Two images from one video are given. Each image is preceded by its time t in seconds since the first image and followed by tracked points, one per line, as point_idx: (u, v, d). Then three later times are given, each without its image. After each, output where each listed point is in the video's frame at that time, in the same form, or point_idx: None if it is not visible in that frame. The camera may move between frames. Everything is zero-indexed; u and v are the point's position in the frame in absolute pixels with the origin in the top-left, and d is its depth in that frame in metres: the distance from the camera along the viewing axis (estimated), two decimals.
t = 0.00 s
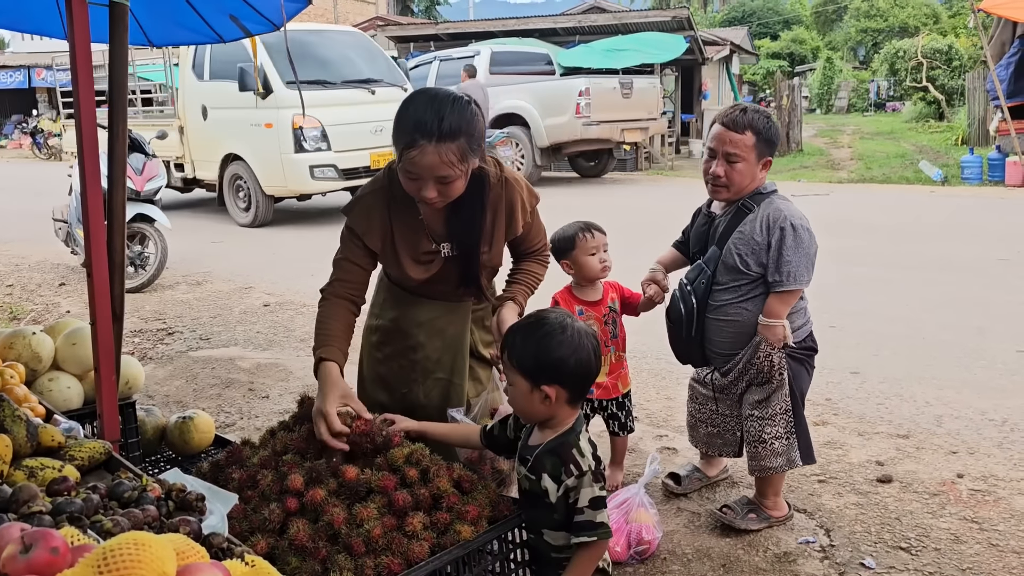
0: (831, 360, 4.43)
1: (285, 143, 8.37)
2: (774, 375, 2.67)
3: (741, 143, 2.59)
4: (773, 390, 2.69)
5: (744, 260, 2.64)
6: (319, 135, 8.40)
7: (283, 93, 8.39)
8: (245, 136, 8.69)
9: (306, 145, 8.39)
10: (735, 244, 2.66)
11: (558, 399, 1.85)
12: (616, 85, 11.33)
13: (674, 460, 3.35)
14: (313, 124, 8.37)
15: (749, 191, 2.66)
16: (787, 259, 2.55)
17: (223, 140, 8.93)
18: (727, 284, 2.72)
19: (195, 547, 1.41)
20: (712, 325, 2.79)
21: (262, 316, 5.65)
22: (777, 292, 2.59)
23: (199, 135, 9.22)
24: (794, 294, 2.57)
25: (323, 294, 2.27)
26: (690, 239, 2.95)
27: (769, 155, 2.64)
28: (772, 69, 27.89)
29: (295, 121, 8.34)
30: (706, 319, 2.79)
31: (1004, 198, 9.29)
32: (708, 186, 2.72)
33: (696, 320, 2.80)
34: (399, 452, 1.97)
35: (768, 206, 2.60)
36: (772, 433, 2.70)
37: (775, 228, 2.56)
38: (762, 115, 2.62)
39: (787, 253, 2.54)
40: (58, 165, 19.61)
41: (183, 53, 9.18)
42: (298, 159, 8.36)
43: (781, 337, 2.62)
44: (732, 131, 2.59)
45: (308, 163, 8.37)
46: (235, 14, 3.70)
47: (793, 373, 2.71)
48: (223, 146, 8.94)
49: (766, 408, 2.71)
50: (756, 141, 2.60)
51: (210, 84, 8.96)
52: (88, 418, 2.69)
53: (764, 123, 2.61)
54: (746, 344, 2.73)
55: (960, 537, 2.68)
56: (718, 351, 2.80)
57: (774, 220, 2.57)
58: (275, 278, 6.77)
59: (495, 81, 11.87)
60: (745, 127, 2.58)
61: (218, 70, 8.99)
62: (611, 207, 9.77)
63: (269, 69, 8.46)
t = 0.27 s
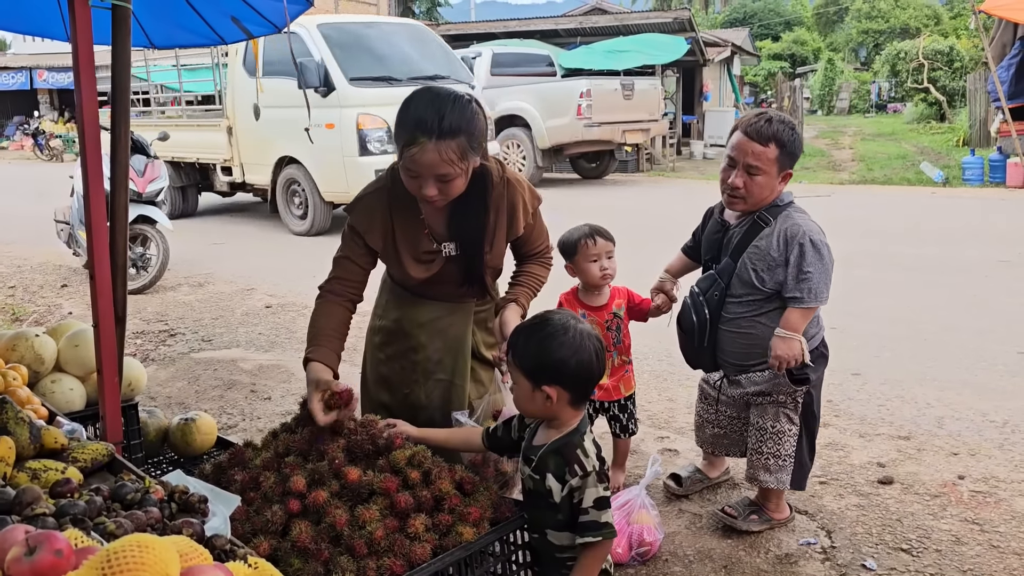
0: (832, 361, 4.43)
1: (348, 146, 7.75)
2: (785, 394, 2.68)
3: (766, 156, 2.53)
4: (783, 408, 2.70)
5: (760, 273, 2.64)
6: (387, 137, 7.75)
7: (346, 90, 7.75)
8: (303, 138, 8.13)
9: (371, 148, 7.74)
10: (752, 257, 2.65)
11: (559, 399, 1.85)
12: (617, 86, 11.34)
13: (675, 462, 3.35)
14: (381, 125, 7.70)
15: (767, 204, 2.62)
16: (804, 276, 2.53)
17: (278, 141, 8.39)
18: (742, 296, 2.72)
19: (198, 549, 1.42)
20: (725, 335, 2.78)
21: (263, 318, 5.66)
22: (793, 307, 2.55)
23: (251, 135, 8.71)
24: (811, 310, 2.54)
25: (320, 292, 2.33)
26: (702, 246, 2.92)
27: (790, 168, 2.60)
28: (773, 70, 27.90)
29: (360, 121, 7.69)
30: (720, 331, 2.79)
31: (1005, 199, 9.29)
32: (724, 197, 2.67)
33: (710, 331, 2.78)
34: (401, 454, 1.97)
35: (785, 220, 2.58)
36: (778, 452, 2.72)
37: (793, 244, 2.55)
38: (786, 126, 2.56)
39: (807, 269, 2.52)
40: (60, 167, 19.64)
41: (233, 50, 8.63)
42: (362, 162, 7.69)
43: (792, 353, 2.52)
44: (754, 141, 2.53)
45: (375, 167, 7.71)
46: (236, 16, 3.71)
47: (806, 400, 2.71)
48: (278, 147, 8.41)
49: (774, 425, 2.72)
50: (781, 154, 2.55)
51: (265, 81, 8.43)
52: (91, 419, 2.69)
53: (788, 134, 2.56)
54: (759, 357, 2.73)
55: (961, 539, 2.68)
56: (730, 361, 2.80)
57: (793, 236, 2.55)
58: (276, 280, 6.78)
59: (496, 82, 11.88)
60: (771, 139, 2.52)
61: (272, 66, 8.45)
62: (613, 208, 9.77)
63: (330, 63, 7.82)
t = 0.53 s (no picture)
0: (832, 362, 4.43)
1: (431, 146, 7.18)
2: (790, 397, 2.69)
3: (779, 160, 2.51)
4: (788, 411, 2.70)
5: (767, 279, 2.64)
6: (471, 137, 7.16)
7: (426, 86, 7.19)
8: (374, 138, 7.56)
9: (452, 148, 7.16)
10: (758, 265, 2.65)
11: (562, 398, 1.85)
12: (618, 86, 11.36)
13: (677, 462, 3.36)
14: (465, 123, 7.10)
15: (775, 209, 2.61)
16: (808, 284, 2.52)
17: (346, 141, 7.80)
18: (748, 301, 2.71)
19: (202, 550, 1.42)
20: (731, 340, 2.78)
21: (265, 318, 5.66)
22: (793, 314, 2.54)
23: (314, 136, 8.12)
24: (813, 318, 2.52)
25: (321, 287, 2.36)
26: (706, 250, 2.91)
27: (801, 176, 2.58)
28: (774, 71, 27.93)
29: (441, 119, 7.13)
30: (725, 335, 2.78)
31: (1007, 200, 9.29)
32: (731, 198, 2.65)
33: (714, 336, 2.77)
34: (403, 455, 1.98)
35: (793, 228, 2.58)
36: (782, 455, 2.72)
37: (800, 252, 2.54)
38: (802, 132, 2.54)
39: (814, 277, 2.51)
40: (61, 167, 19.65)
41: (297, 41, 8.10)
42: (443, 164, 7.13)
43: (785, 359, 2.50)
44: (768, 145, 2.51)
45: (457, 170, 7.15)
46: (238, 16, 3.72)
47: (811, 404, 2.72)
48: (346, 147, 7.82)
49: (779, 428, 2.72)
50: (793, 160, 2.53)
51: (331, 76, 7.84)
52: (93, 420, 2.70)
53: (803, 141, 2.54)
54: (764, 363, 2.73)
55: (963, 539, 2.68)
56: (735, 364, 2.79)
57: (799, 244, 2.55)
58: (278, 280, 6.78)
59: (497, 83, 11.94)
60: (784, 144, 2.50)
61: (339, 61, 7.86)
62: (614, 208, 9.78)
63: (408, 57, 7.27)
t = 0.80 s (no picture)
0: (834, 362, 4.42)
1: (535, 148, 6.47)
2: (792, 399, 2.68)
3: (785, 164, 2.50)
4: (790, 413, 2.70)
5: (770, 283, 2.64)
6: (577, 138, 6.50)
7: (529, 81, 6.49)
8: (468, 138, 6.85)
9: (559, 151, 6.49)
10: (761, 268, 2.64)
11: (564, 400, 1.85)
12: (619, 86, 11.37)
13: (678, 463, 3.35)
14: (570, 122, 6.46)
15: (777, 212, 2.61)
16: (813, 287, 2.52)
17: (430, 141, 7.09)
18: (750, 305, 2.71)
19: (204, 551, 1.42)
20: (733, 343, 2.78)
21: (266, 318, 5.66)
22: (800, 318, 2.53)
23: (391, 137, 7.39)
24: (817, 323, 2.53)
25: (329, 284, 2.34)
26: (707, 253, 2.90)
27: (806, 179, 2.58)
28: (775, 71, 27.95)
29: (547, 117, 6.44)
30: (727, 338, 2.78)
31: (1008, 201, 9.29)
32: (735, 202, 2.65)
33: (717, 339, 2.78)
34: (404, 455, 1.98)
35: (797, 231, 2.57)
36: (784, 457, 2.72)
37: (804, 256, 2.54)
38: (809, 135, 2.54)
39: (819, 281, 2.51)
40: (62, 167, 19.65)
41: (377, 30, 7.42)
42: (547, 169, 6.47)
43: (793, 367, 2.53)
44: (774, 148, 2.50)
45: (565, 177, 6.48)
46: (239, 16, 3.72)
47: (813, 406, 2.72)
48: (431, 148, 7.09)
49: (781, 430, 2.72)
50: (798, 163, 2.52)
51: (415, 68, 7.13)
52: (94, 420, 2.70)
53: (809, 144, 2.53)
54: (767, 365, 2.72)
55: (965, 540, 2.68)
56: (737, 367, 2.80)
57: (803, 248, 2.55)
58: (278, 280, 6.78)
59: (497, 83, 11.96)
60: (790, 148, 2.50)
61: (423, 54, 7.13)
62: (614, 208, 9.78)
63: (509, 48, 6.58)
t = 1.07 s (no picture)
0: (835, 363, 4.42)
1: (667, 151, 5.68)
2: (795, 399, 2.68)
3: (786, 162, 2.50)
4: (793, 412, 2.70)
5: (772, 282, 2.63)
6: (713, 139, 5.69)
7: (658, 73, 5.73)
8: (585, 138, 6.13)
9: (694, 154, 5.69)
10: (763, 266, 2.64)
11: (561, 398, 1.85)
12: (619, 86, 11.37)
13: (679, 463, 3.35)
14: (705, 122, 5.66)
15: (779, 211, 2.60)
16: (817, 284, 2.51)
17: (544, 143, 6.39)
18: (752, 304, 2.71)
19: (205, 550, 1.41)
20: (735, 342, 2.78)
21: (267, 318, 5.66)
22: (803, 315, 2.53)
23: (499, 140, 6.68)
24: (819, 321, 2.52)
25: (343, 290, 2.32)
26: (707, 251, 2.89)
27: (808, 177, 2.57)
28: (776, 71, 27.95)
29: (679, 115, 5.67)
30: (730, 337, 2.78)
31: (1008, 201, 9.29)
32: (737, 200, 2.64)
33: (720, 339, 2.78)
34: (406, 455, 1.98)
35: (799, 229, 2.57)
36: (787, 456, 2.72)
37: (807, 253, 2.54)
38: (809, 134, 2.53)
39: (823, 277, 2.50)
40: (62, 166, 19.66)
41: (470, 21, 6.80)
42: (682, 174, 5.66)
43: (795, 363, 2.50)
44: (775, 146, 2.49)
45: (702, 185, 5.64)
46: (240, 15, 3.72)
47: (815, 404, 2.72)
48: (545, 150, 6.38)
49: (784, 429, 2.71)
50: (799, 162, 2.51)
51: (518, 60, 6.45)
52: (95, 419, 2.70)
53: (810, 142, 2.52)
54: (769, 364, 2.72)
55: (966, 541, 2.68)
56: (741, 367, 2.79)
57: (806, 245, 2.54)
58: (279, 280, 6.77)
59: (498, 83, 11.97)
60: (791, 146, 2.49)
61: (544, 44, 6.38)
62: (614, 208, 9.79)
63: (635, 37, 5.84)
